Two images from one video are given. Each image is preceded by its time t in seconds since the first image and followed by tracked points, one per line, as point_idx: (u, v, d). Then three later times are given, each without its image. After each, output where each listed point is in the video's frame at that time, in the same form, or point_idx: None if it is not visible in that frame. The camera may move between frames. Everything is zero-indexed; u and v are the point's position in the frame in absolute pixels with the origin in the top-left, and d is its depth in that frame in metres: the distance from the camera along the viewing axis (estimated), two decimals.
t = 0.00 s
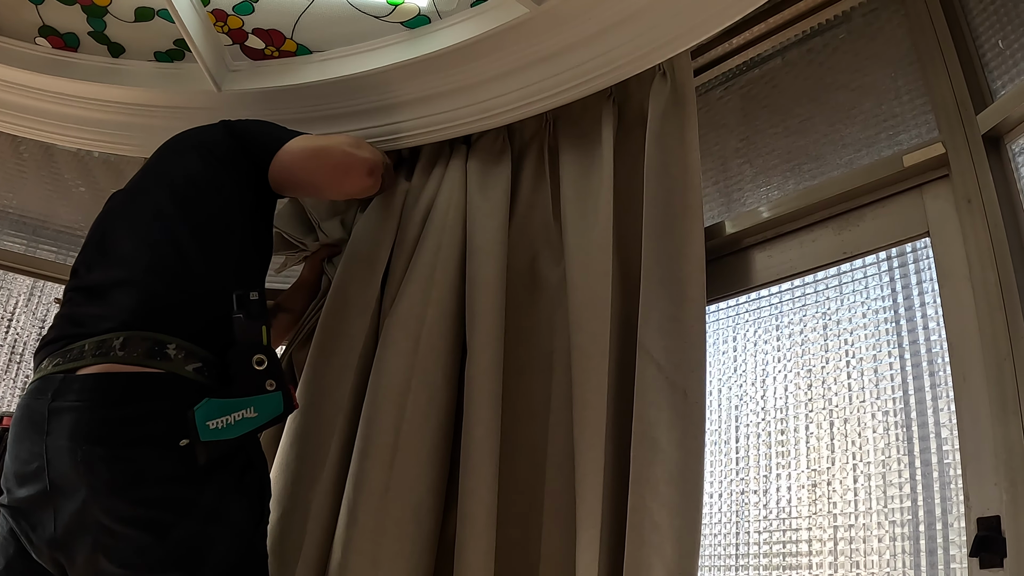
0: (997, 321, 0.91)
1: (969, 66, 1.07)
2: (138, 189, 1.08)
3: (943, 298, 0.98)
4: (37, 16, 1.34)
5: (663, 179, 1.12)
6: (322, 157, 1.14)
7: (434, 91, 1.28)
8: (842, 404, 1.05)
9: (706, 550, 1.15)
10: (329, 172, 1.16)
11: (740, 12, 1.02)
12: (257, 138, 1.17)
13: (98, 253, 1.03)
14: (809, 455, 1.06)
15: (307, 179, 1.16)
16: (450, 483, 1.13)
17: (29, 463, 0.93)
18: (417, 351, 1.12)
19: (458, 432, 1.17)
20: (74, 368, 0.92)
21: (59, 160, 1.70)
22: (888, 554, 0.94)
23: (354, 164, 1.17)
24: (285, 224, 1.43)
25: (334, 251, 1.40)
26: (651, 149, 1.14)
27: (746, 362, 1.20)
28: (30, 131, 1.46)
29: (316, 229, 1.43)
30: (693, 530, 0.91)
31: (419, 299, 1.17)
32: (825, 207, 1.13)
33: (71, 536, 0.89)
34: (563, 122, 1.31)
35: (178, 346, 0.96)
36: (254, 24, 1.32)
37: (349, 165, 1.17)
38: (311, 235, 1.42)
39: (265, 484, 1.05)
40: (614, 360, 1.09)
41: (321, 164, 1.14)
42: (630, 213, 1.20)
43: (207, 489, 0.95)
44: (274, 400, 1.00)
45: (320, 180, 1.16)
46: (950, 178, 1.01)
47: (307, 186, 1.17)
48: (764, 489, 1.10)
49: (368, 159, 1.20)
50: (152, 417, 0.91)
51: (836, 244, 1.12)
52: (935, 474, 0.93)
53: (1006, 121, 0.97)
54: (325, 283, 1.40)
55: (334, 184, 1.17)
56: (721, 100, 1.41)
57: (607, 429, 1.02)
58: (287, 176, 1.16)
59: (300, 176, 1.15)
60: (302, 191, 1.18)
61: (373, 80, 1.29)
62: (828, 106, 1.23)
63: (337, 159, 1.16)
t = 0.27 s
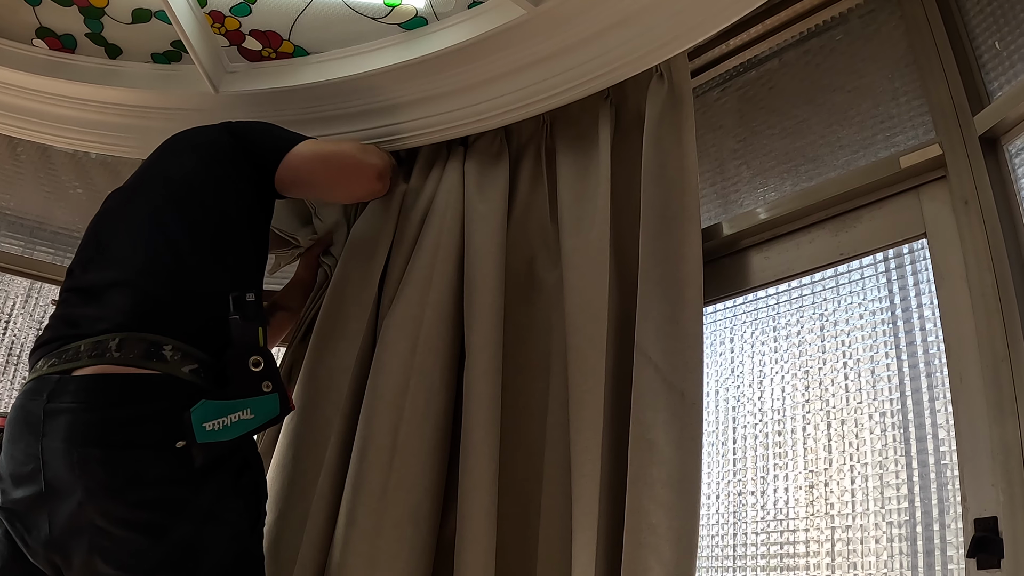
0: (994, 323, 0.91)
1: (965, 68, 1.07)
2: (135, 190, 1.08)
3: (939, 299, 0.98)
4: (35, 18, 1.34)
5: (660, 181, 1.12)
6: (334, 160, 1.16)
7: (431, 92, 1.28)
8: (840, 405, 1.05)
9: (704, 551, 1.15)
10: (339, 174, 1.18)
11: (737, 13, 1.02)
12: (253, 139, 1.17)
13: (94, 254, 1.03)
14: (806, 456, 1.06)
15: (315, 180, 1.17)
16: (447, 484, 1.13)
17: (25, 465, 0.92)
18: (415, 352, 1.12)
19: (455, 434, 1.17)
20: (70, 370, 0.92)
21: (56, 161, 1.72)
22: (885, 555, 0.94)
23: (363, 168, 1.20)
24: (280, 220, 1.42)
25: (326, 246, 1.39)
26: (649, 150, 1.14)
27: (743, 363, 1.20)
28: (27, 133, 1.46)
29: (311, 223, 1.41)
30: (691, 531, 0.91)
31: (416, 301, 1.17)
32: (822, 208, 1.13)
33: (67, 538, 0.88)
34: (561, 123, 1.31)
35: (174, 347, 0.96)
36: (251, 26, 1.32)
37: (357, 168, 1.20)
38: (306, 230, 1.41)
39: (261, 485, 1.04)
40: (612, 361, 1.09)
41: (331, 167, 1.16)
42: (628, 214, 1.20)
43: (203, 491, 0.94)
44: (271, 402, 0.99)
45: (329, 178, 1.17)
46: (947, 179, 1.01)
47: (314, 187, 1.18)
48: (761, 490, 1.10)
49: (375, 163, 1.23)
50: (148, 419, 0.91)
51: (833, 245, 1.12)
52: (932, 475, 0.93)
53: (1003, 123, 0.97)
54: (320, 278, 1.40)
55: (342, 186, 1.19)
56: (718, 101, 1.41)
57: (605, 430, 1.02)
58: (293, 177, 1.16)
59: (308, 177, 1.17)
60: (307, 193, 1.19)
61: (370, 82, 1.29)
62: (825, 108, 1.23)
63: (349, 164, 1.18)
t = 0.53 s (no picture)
0: (990, 323, 0.90)
1: (961, 68, 1.07)
2: (131, 191, 1.07)
3: (935, 299, 0.98)
4: (30, 19, 1.34)
5: (658, 181, 1.12)
6: (339, 172, 1.18)
7: (428, 93, 1.28)
8: (836, 407, 1.05)
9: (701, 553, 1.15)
10: (339, 186, 1.19)
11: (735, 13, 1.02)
12: (250, 141, 1.17)
13: (90, 255, 1.03)
14: (802, 457, 1.06)
15: (317, 191, 1.18)
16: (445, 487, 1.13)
17: (21, 467, 0.92)
18: (413, 354, 1.12)
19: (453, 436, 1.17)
20: (64, 372, 0.92)
21: (52, 162, 1.71)
22: (881, 556, 0.94)
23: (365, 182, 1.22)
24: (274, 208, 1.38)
25: (321, 238, 1.39)
26: (647, 151, 1.14)
27: (739, 364, 1.19)
28: (23, 134, 1.46)
29: (311, 210, 1.37)
30: (688, 533, 0.91)
31: (414, 302, 1.16)
32: (818, 209, 1.13)
33: (62, 541, 0.88)
34: (559, 124, 1.31)
35: (168, 350, 0.95)
36: (247, 27, 1.32)
37: (359, 182, 1.21)
38: (305, 215, 1.37)
39: (255, 488, 1.04)
40: (610, 362, 1.09)
41: (333, 180, 1.18)
42: (626, 215, 1.20)
43: (198, 494, 0.94)
44: (265, 404, 0.99)
45: (330, 188, 1.18)
46: (943, 180, 1.01)
47: (315, 198, 1.19)
48: (757, 491, 1.10)
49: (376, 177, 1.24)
50: (142, 421, 0.91)
51: (829, 246, 1.12)
52: (928, 476, 0.93)
53: (999, 123, 0.97)
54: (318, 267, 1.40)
55: (341, 199, 1.21)
56: (714, 102, 1.41)
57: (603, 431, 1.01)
58: (295, 185, 1.18)
59: (311, 187, 1.18)
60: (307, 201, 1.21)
61: (366, 83, 1.29)
62: (821, 109, 1.23)
63: (352, 179, 1.20)
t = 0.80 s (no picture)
0: (989, 321, 0.90)
1: (959, 66, 1.07)
2: (128, 191, 1.07)
3: (934, 297, 0.98)
4: (27, 19, 1.34)
5: (657, 180, 1.12)
6: (338, 170, 1.17)
7: (425, 92, 1.27)
8: (834, 405, 1.04)
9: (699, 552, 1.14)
10: (339, 184, 1.18)
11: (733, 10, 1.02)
12: (248, 140, 1.16)
13: (87, 255, 1.03)
14: (800, 456, 1.06)
15: (315, 190, 1.18)
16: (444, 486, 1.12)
17: (17, 467, 0.92)
18: (411, 353, 1.12)
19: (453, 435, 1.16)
20: (61, 372, 0.92)
21: (48, 162, 1.71)
22: (880, 555, 0.94)
23: (364, 182, 1.21)
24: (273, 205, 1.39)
25: (319, 235, 1.39)
26: (646, 149, 1.13)
27: (737, 363, 1.19)
28: (20, 134, 1.45)
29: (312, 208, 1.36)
30: (688, 531, 0.90)
31: (412, 301, 1.16)
32: (815, 207, 1.13)
33: (59, 540, 0.88)
34: (558, 122, 1.30)
35: (165, 349, 0.95)
36: (244, 26, 1.32)
37: (359, 180, 1.21)
38: (304, 211, 1.36)
39: (253, 487, 1.03)
40: (609, 361, 1.09)
41: (332, 178, 1.17)
42: (625, 213, 1.20)
43: (194, 494, 0.93)
44: (261, 403, 0.99)
45: (329, 186, 1.18)
46: (941, 178, 1.01)
47: (315, 197, 1.19)
48: (755, 490, 1.10)
49: (376, 176, 1.24)
50: (138, 421, 0.90)
51: (827, 245, 1.11)
52: (927, 475, 0.92)
53: (997, 121, 0.97)
54: (318, 264, 1.40)
55: (341, 198, 1.20)
56: (711, 100, 1.40)
57: (602, 430, 1.01)
58: (294, 183, 1.17)
59: (310, 185, 1.17)
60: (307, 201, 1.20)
61: (363, 82, 1.29)
62: (819, 107, 1.23)
63: (351, 177, 1.19)
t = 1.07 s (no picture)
0: (984, 319, 0.90)
1: (955, 64, 1.07)
2: (123, 190, 1.07)
3: (931, 296, 0.97)
4: (24, 19, 1.34)
5: (653, 178, 1.11)
6: (333, 169, 1.17)
7: (422, 91, 1.27)
8: (830, 404, 1.04)
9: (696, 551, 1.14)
10: (334, 184, 1.18)
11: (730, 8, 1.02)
12: (244, 139, 1.17)
13: (82, 254, 1.03)
14: (796, 455, 1.05)
15: (310, 189, 1.18)
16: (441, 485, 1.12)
17: (12, 467, 0.92)
18: (408, 352, 1.12)
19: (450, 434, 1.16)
20: (56, 371, 0.92)
21: (45, 162, 1.71)
22: (876, 554, 0.93)
23: (359, 181, 1.21)
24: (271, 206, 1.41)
25: (310, 236, 1.37)
26: (643, 147, 1.13)
27: (733, 362, 1.19)
28: (17, 134, 1.45)
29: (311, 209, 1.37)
30: (684, 530, 0.90)
31: (409, 300, 1.16)
32: (811, 206, 1.12)
33: (55, 540, 0.88)
34: (555, 121, 1.30)
35: (159, 348, 0.95)
36: (241, 26, 1.32)
37: (354, 180, 1.21)
38: (305, 213, 1.37)
39: (248, 486, 1.03)
40: (606, 360, 1.09)
41: (327, 178, 1.17)
42: (622, 212, 1.19)
43: (188, 493, 0.93)
44: (256, 402, 0.99)
45: (324, 186, 1.18)
46: (937, 176, 1.01)
47: (309, 196, 1.19)
48: (752, 489, 1.09)
49: (371, 175, 1.24)
50: (133, 420, 0.90)
51: (824, 243, 1.11)
52: (923, 474, 0.92)
53: (993, 119, 0.97)
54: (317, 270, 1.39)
55: (335, 197, 1.20)
56: (708, 99, 1.40)
57: (599, 429, 1.01)
58: (289, 182, 1.17)
59: (305, 184, 1.17)
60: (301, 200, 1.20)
61: (359, 81, 1.29)
62: (816, 105, 1.22)
63: (346, 176, 1.19)
